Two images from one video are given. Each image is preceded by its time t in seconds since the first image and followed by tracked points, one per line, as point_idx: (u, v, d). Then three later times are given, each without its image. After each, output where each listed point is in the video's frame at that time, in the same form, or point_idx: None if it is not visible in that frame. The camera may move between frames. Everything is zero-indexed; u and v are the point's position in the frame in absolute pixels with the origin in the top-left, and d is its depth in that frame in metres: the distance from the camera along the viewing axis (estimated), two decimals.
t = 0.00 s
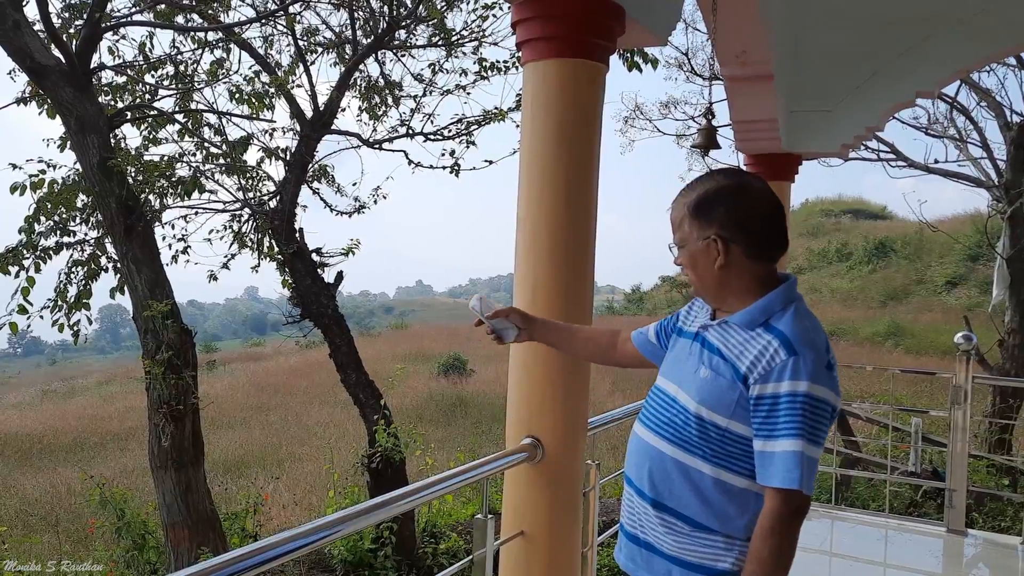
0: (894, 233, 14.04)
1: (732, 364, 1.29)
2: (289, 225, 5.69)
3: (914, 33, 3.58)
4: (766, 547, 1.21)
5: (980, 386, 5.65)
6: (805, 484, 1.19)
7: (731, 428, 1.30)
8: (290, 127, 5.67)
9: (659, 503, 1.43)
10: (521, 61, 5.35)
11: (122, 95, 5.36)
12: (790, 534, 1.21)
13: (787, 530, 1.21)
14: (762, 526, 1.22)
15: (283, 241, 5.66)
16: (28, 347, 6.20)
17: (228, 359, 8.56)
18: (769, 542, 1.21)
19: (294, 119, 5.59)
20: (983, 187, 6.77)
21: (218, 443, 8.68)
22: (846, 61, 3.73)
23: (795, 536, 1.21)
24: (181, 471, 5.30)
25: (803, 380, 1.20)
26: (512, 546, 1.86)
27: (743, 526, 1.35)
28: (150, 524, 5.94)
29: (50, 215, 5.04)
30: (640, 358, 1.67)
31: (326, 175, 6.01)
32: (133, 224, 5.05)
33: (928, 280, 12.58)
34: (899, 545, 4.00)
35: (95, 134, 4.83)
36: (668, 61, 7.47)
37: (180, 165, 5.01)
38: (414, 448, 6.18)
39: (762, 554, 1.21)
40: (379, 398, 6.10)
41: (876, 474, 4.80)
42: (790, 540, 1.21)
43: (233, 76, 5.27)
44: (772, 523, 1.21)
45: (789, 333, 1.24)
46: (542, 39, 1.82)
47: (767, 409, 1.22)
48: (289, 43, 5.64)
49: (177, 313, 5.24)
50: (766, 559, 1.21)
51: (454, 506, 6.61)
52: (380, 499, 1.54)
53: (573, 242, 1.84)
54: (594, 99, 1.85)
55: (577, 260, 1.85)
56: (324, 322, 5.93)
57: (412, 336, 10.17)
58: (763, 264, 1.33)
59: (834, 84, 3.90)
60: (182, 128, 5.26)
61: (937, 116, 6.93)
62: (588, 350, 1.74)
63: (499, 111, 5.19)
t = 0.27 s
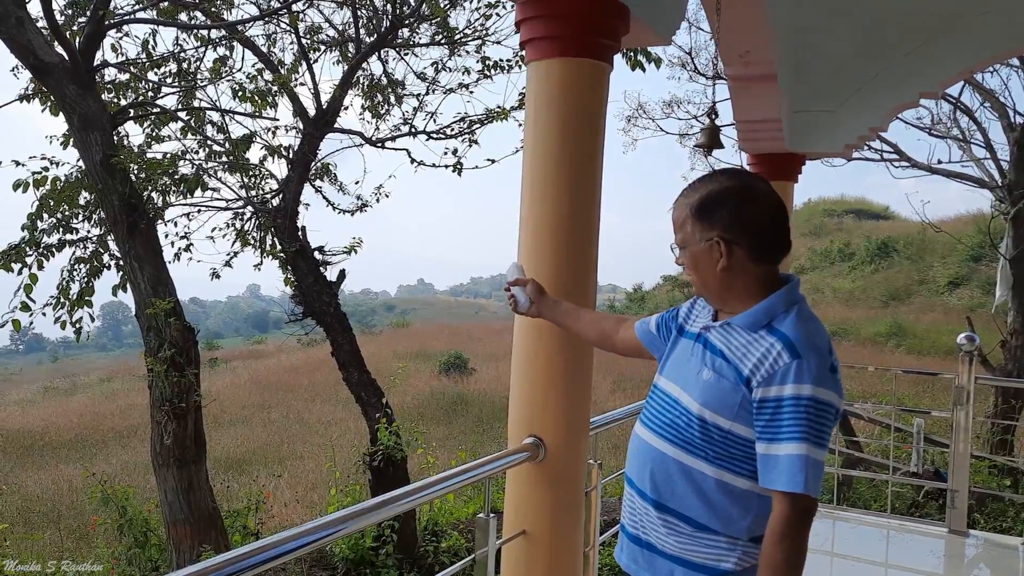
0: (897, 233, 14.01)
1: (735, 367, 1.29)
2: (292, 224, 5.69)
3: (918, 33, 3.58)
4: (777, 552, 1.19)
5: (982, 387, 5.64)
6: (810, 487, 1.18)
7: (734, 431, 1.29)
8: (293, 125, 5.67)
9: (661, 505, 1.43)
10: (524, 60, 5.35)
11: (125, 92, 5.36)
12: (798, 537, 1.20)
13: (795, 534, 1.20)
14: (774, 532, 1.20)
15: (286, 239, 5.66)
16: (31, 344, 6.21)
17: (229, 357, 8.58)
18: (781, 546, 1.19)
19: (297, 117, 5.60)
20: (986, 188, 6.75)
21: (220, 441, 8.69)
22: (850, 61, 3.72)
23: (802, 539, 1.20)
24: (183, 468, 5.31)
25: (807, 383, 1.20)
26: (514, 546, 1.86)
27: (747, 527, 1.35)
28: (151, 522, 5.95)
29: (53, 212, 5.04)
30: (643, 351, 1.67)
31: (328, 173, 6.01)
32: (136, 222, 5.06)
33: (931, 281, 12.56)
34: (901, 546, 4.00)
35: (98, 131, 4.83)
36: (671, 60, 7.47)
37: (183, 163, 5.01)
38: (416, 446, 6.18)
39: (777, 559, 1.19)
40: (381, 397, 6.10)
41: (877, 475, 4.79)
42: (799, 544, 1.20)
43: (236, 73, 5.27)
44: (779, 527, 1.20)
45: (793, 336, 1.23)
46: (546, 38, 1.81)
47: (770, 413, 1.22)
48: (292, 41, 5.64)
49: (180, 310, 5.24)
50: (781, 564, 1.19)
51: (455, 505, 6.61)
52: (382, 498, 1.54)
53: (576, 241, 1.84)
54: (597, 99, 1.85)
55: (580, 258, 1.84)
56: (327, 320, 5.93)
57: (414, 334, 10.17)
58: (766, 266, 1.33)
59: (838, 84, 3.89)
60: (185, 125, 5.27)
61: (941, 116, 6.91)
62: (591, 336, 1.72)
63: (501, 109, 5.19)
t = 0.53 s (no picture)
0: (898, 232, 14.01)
1: (725, 364, 1.29)
2: (293, 221, 5.69)
3: (919, 31, 3.57)
4: (766, 550, 1.19)
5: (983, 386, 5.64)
6: (797, 485, 1.18)
7: (724, 428, 1.29)
8: (294, 123, 5.67)
9: (654, 502, 1.43)
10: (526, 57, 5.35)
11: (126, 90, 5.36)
12: (787, 535, 1.19)
13: (783, 532, 1.19)
14: (761, 529, 1.20)
15: (287, 237, 5.66)
16: (31, 341, 6.21)
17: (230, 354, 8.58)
18: (769, 544, 1.18)
19: (298, 114, 5.59)
20: (987, 186, 6.74)
21: (221, 438, 8.69)
22: (851, 60, 3.72)
23: (792, 537, 1.20)
24: (183, 465, 5.31)
25: (794, 380, 1.20)
26: (514, 544, 1.86)
27: (738, 525, 1.35)
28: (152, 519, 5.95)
29: (54, 209, 5.04)
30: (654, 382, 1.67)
31: (329, 171, 6.01)
32: (136, 219, 5.06)
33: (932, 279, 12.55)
34: (900, 544, 3.99)
35: (99, 128, 4.83)
36: (672, 58, 7.46)
37: (184, 160, 5.01)
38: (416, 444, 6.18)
39: (764, 558, 1.19)
40: (381, 394, 6.10)
41: (877, 473, 4.79)
42: (787, 542, 1.19)
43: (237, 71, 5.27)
44: (766, 525, 1.19)
45: (782, 334, 1.23)
46: (546, 36, 1.81)
47: (758, 410, 1.22)
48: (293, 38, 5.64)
49: (180, 308, 5.24)
50: (768, 561, 1.18)
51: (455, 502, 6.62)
52: (381, 496, 1.54)
53: (576, 239, 1.83)
54: (597, 98, 1.85)
55: (580, 257, 1.84)
56: (327, 317, 5.93)
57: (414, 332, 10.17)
58: (757, 264, 1.33)
59: (839, 82, 3.89)
60: (185, 122, 5.27)
61: (942, 115, 6.90)
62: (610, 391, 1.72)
63: (502, 107, 5.19)
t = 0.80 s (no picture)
0: (902, 229, 13.98)
1: (725, 358, 1.29)
2: (297, 218, 5.69)
3: (923, 28, 3.56)
4: (756, 538, 1.20)
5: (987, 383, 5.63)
6: (795, 475, 1.18)
7: (725, 422, 1.30)
8: (298, 120, 5.67)
9: (659, 500, 1.43)
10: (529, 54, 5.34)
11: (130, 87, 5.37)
12: (782, 525, 1.20)
13: (780, 523, 1.20)
14: (748, 517, 1.21)
15: (291, 234, 5.66)
16: (35, 337, 6.23)
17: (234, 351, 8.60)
18: (760, 533, 1.20)
19: (301, 111, 5.59)
20: (991, 183, 6.72)
21: (224, 435, 8.71)
22: (855, 57, 3.71)
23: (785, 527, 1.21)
24: (188, 462, 5.34)
25: (792, 371, 1.21)
26: (519, 539, 1.86)
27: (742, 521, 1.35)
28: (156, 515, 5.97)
29: (58, 206, 5.05)
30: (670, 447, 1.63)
31: (332, 168, 6.01)
32: (141, 216, 5.07)
33: (936, 276, 12.52)
34: (904, 541, 3.99)
35: (104, 125, 4.84)
36: (676, 55, 7.44)
37: (188, 157, 5.03)
38: (420, 440, 6.19)
39: (753, 545, 1.20)
40: (385, 391, 6.10)
41: (881, 470, 4.78)
42: (782, 532, 1.20)
43: (240, 68, 5.27)
44: (761, 516, 1.20)
45: (780, 326, 1.24)
46: (550, 32, 1.81)
47: (756, 402, 1.23)
48: (297, 35, 5.63)
49: (185, 305, 5.25)
50: (749, 548, 1.20)
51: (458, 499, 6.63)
52: (386, 491, 1.54)
53: (580, 235, 1.83)
54: (602, 93, 1.85)
55: (584, 253, 1.84)
56: (331, 314, 5.94)
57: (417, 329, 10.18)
58: (755, 258, 1.33)
59: (843, 79, 3.88)
60: (189, 120, 5.27)
61: (946, 112, 6.88)
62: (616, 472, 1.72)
63: (506, 104, 5.18)
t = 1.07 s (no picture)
0: (904, 226, 13.96)
1: (720, 354, 1.29)
2: (299, 216, 5.70)
3: (927, 26, 3.56)
4: (754, 533, 1.20)
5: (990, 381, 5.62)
6: (790, 469, 1.18)
7: (722, 418, 1.30)
8: (300, 118, 5.67)
9: (661, 496, 1.43)
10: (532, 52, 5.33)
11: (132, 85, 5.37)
12: (779, 520, 1.20)
13: (776, 517, 1.20)
14: (748, 512, 1.21)
15: (293, 232, 5.67)
16: (36, 335, 6.24)
17: (236, 349, 8.61)
18: (757, 527, 1.20)
19: (304, 109, 5.59)
20: (995, 181, 6.70)
21: (226, 433, 8.73)
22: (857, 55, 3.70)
23: (784, 521, 1.21)
24: (192, 460, 5.34)
25: (785, 366, 1.21)
26: (523, 537, 1.86)
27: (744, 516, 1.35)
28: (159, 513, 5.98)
29: (61, 205, 5.06)
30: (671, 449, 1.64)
31: (334, 166, 6.01)
32: (144, 214, 5.08)
33: (938, 274, 12.50)
34: (906, 539, 3.99)
35: (107, 123, 4.84)
36: (679, 52, 7.42)
37: (190, 155, 5.03)
38: (423, 438, 6.20)
39: (751, 540, 1.20)
40: (388, 389, 6.10)
41: (884, 468, 4.78)
42: (780, 526, 1.20)
43: (242, 66, 5.27)
44: (757, 510, 1.20)
45: (774, 321, 1.24)
46: (554, 30, 1.81)
47: (751, 398, 1.23)
48: (299, 33, 5.63)
49: (188, 303, 5.26)
50: (753, 545, 1.20)
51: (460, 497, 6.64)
52: (387, 491, 1.54)
53: (583, 234, 1.83)
54: (606, 91, 1.84)
55: (588, 251, 1.84)
56: (334, 313, 5.94)
57: (418, 327, 10.19)
58: (751, 256, 1.32)
59: (846, 77, 3.87)
60: (192, 118, 5.27)
61: (950, 109, 6.87)
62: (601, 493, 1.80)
63: (508, 102, 5.18)
